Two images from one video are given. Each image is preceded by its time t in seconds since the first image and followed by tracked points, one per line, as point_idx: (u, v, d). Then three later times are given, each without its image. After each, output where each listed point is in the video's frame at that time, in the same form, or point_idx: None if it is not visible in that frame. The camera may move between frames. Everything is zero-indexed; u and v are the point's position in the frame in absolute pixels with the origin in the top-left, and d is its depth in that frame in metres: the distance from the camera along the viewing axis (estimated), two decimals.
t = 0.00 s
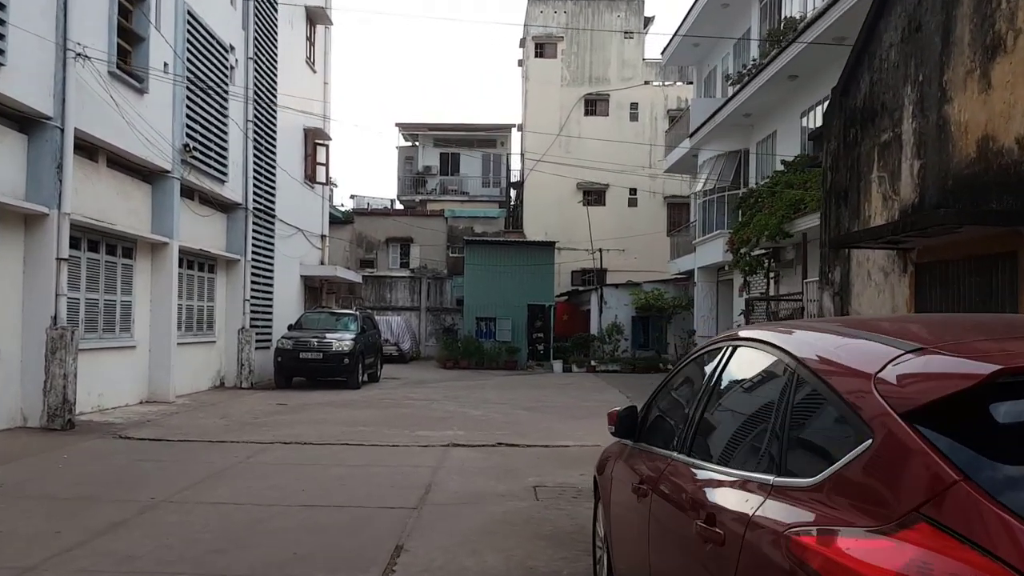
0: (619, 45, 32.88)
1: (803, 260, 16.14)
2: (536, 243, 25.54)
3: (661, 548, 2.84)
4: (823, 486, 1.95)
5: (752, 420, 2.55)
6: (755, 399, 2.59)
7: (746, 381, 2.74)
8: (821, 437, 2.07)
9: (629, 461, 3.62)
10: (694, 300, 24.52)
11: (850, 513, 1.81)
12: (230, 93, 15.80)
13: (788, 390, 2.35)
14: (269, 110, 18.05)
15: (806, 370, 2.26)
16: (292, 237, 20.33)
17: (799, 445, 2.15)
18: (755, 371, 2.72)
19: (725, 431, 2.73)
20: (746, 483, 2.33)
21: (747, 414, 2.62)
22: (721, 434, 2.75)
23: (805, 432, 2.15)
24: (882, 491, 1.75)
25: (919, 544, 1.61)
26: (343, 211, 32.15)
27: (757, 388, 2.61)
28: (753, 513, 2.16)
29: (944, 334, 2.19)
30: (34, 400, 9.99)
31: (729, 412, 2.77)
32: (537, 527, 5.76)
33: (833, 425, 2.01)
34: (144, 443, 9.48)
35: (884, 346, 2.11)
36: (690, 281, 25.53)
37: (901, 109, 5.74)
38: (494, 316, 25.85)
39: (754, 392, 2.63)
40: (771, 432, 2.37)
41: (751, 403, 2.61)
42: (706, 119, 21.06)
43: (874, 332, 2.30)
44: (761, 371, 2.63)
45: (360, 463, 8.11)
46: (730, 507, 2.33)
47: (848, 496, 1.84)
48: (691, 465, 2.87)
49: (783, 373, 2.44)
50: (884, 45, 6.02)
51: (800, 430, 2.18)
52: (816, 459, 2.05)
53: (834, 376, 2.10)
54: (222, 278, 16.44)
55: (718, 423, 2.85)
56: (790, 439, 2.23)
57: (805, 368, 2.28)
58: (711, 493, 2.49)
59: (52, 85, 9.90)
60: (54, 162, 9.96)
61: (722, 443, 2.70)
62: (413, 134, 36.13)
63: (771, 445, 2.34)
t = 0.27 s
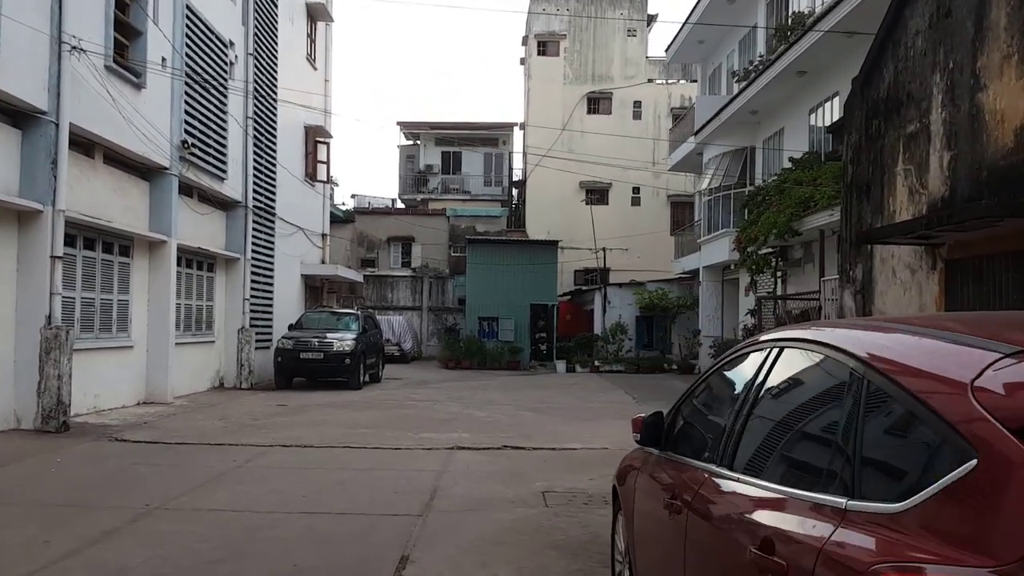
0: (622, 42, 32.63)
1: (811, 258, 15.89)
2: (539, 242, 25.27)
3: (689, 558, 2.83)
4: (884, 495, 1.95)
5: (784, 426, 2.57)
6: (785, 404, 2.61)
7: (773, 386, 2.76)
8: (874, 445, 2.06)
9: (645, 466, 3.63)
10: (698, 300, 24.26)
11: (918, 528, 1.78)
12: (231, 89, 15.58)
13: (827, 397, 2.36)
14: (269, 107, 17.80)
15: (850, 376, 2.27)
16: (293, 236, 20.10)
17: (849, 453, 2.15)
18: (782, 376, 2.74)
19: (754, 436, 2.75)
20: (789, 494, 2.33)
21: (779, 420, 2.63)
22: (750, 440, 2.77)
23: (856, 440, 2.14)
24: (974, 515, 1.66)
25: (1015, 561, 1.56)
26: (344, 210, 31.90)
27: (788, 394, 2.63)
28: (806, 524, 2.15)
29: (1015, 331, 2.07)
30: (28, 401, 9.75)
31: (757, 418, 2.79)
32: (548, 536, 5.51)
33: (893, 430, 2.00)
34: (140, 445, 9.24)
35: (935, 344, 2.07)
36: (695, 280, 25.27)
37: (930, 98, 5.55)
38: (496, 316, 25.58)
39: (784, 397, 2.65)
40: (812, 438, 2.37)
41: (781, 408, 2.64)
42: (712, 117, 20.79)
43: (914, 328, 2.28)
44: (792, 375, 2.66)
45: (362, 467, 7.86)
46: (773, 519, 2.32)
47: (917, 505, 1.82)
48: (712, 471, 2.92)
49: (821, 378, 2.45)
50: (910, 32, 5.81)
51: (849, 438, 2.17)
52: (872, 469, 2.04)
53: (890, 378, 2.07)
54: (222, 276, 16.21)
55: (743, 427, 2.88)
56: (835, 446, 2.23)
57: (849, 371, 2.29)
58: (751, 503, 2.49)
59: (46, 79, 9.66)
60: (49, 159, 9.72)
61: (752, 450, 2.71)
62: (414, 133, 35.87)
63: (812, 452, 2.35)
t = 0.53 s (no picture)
0: (625, 42, 32.39)
1: (818, 259, 15.60)
2: (541, 243, 25.00)
3: None
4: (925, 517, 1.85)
5: (808, 441, 2.47)
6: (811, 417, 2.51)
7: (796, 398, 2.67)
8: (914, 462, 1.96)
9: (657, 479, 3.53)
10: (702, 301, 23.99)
11: (965, 554, 1.68)
12: (229, 87, 15.34)
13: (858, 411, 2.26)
14: (268, 106, 17.56)
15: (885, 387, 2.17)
16: (292, 237, 19.84)
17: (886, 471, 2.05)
18: (805, 388, 2.65)
19: (773, 449, 2.66)
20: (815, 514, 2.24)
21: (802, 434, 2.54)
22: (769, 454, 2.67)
23: (894, 458, 2.04)
24: None
25: None
26: (344, 210, 31.65)
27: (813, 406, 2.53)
28: (839, 547, 2.05)
29: None
30: (19, 406, 9.49)
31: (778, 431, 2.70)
32: (557, 551, 5.25)
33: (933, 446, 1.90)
34: (134, 452, 8.98)
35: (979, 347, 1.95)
36: (698, 282, 24.99)
37: (959, 90, 5.32)
38: (498, 318, 25.30)
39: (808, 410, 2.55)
40: (840, 453, 2.28)
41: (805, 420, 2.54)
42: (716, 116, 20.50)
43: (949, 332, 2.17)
44: (814, 386, 2.57)
45: (362, 475, 7.59)
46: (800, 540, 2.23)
47: (964, 529, 1.72)
48: (723, 488, 2.88)
49: (850, 390, 2.35)
50: (936, 22, 5.58)
51: (886, 456, 2.08)
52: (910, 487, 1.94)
53: (930, 388, 1.96)
54: (220, 278, 15.95)
55: (762, 441, 2.78)
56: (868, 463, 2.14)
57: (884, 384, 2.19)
58: (773, 523, 2.39)
59: (38, 75, 9.41)
60: (40, 158, 9.46)
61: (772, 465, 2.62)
62: (415, 133, 35.62)
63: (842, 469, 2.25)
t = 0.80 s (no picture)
0: (626, 39, 32.13)
1: (823, 257, 15.34)
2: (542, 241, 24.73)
3: None
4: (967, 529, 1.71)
5: (819, 446, 2.33)
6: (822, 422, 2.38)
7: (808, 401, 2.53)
8: (947, 469, 1.84)
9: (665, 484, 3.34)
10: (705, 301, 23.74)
11: (1009, 566, 1.56)
12: (224, 83, 15.10)
13: (874, 415, 2.13)
14: (265, 102, 17.31)
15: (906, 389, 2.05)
16: (290, 235, 19.60)
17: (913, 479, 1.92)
18: (818, 391, 2.51)
19: (788, 457, 2.49)
20: (836, 527, 2.07)
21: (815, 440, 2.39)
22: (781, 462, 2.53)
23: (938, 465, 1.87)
24: None
25: None
26: (343, 209, 31.39)
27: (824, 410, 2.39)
28: (861, 563, 1.91)
29: None
30: (5, 407, 9.23)
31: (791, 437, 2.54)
32: (560, 561, 4.99)
33: (971, 452, 1.78)
34: (123, 454, 8.72)
35: (1009, 335, 1.82)
36: (701, 281, 24.73)
37: (984, 76, 5.07)
38: (498, 317, 25.05)
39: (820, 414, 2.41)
40: (857, 459, 2.13)
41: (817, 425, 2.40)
42: (719, 113, 20.23)
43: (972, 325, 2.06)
44: (830, 388, 2.41)
45: (357, 479, 7.34)
46: (814, 555, 2.08)
47: (1011, 542, 1.58)
48: (743, 498, 2.63)
49: (866, 391, 2.21)
50: (959, 4, 5.33)
51: (912, 462, 1.95)
52: (944, 495, 1.82)
53: (978, 387, 1.79)
54: (215, 277, 15.70)
55: (774, 447, 2.63)
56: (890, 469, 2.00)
57: (906, 386, 2.06)
58: (786, 535, 2.23)
59: (27, 67, 9.16)
60: (28, 152, 9.21)
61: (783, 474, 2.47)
62: (415, 132, 35.36)
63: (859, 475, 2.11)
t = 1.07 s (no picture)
0: (628, 38, 31.91)
1: (829, 257, 15.11)
2: (544, 241, 24.50)
3: None
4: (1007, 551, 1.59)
5: (839, 460, 2.22)
6: (842, 435, 2.27)
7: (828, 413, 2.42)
8: (976, 484, 1.75)
9: (678, 497, 3.20)
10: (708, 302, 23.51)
11: None
12: (222, 80, 14.88)
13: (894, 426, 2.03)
14: (263, 100, 17.10)
15: (925, 398, 1.96)
16: (289, 235, 19.40)
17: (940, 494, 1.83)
18: (838, 403, 2.41)
19: (808, 472, 2.37)
20: (858, 546, 1.95)
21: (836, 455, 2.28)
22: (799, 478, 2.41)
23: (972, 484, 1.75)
24: None
25: None
26: (343, 209, 31.15)
27: (844, 422, 2.29)
28: None
29: None
30: None
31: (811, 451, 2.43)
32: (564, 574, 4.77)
33: (1006, 467, 1.69)
34: (115, 459, 8.50)
35: None
36: (704, 281, 24.49)
37: (1011, 66, 4.83)
38: (500, 318, 24.83)
39: (841, 426, 2.30)
40: (881, 473, 2.00)
41: (837, 438, 2.29)
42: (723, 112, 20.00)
43: (1000, 331, 1.97)
44: (853, 401, 2.29)
45: (355, 485, 7.12)
46: None
47: None
48: (756, 514, 2.51)
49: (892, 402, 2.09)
50: None
51: (937, 474, 1.85)
52: (976, 511, 1.72)
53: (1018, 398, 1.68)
54: (213, 277, 15.50)
55: (793, 461, 2.50)
56: (914, 482, 1.89)
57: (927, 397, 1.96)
58: (806, 554, 2.11)
59: (18, 62, 8.95)
60: (20, 148, 9.03)
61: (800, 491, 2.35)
62: (416, 131, 35.14)
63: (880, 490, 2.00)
